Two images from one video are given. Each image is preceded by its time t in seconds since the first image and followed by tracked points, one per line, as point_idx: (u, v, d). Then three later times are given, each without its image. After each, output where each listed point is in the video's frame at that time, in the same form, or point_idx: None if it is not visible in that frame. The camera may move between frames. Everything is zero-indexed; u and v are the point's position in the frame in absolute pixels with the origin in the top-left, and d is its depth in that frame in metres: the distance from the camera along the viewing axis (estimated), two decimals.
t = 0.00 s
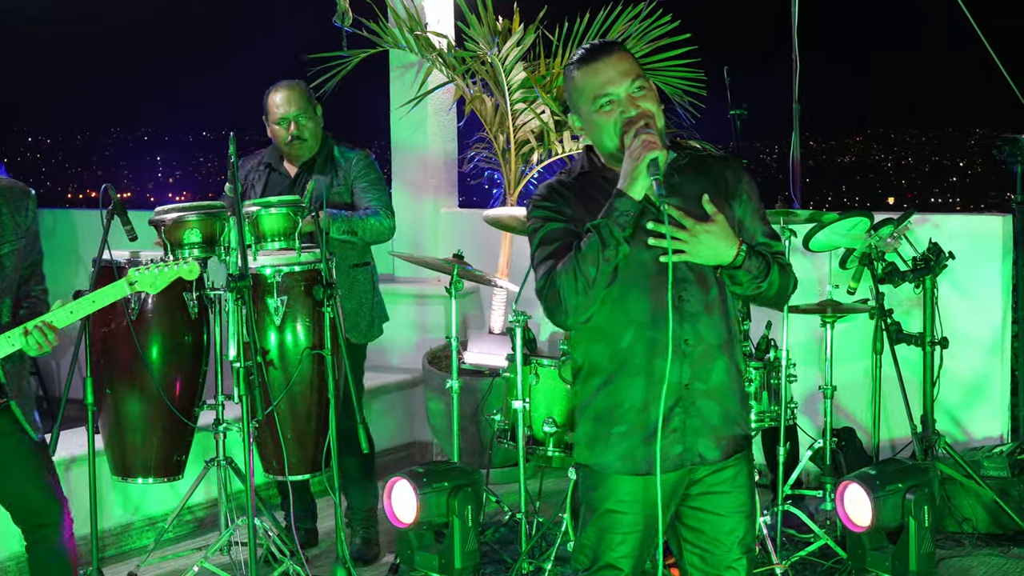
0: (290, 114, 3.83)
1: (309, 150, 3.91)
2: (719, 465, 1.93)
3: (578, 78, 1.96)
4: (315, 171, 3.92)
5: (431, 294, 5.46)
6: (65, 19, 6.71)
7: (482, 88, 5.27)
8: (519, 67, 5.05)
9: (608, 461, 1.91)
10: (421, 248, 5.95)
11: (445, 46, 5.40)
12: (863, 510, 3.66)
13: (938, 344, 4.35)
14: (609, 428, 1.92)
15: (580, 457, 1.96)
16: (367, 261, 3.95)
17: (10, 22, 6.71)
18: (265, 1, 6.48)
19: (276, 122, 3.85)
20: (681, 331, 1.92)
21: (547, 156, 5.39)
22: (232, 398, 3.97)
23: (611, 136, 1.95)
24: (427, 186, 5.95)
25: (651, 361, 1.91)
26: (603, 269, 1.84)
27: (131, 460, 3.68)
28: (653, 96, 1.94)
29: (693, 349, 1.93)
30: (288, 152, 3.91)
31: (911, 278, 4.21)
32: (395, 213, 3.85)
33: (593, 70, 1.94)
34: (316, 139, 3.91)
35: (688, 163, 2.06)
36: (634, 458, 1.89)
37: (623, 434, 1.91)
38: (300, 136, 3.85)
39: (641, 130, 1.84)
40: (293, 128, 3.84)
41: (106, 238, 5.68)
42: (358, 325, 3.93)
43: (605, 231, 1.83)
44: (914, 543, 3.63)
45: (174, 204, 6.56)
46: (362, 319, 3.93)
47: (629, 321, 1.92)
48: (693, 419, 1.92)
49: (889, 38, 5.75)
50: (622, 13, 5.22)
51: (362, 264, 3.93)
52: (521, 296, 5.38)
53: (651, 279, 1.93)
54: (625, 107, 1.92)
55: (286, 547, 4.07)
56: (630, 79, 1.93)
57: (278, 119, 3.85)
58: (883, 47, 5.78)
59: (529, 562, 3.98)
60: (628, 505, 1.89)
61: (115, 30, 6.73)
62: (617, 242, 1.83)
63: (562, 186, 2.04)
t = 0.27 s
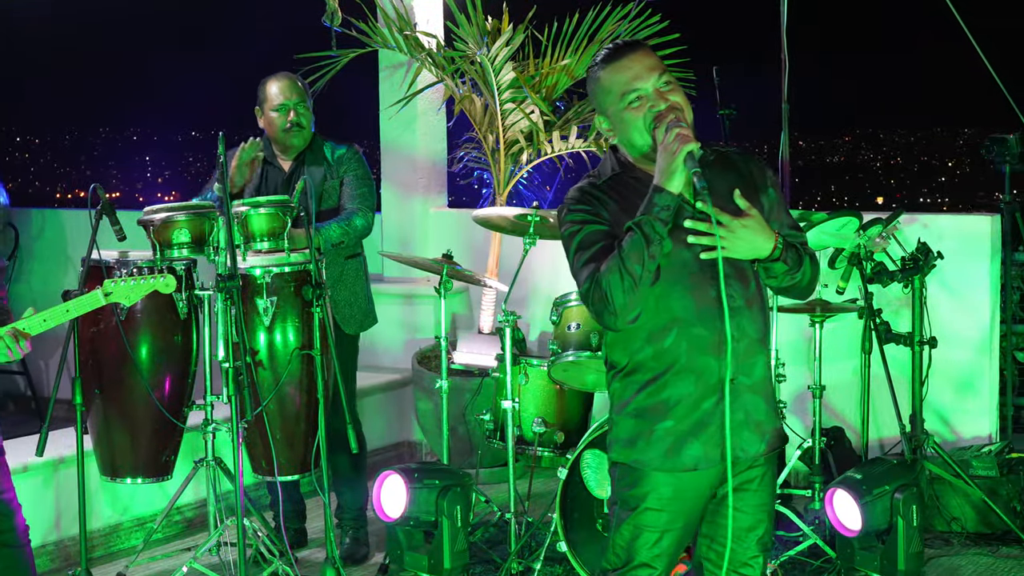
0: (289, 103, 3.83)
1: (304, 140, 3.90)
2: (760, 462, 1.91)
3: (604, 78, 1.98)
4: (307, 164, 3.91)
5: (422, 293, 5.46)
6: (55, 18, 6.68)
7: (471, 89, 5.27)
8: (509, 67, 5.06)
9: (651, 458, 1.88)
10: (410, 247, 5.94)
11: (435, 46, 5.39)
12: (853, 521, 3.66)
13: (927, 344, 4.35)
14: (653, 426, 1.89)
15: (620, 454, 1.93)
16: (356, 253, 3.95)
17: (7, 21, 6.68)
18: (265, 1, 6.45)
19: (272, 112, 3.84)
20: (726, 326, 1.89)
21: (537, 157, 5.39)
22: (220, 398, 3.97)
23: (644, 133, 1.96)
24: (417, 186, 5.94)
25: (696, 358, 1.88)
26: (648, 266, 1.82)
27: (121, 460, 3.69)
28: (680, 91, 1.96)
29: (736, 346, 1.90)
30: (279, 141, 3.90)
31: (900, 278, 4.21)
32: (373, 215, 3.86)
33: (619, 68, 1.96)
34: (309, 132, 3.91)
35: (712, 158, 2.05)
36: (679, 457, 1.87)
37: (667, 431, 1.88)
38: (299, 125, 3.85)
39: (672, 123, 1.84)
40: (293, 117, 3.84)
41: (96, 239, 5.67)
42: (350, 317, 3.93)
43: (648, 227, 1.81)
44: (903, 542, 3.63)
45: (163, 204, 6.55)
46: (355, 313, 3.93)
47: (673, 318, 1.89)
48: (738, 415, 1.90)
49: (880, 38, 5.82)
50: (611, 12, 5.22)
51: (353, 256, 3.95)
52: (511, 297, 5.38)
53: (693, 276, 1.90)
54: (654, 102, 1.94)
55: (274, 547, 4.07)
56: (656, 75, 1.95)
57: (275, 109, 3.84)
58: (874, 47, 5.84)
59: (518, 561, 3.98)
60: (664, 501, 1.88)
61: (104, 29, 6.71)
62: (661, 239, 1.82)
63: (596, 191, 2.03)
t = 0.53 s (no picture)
0: (273, 101, 3.84)
1: (289, 139, 3.90)
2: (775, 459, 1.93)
3: (628, 74, 1.98)
4: (293, 162, 3.91)
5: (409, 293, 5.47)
6: (41, 16, 6.65)
7: (459, 89, 5.27)
8: (496, 67, 5.06)
9: (670, 456, 1.89)
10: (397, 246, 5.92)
11: (422, 46, 5.39)
12: (841, 523, 3.67)
13: (914, 343, 4.36)
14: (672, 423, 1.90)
15: (638, 451, 1.94)
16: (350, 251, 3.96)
17: None
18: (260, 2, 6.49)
19: (256, 110, 3.85)
20: (746, 323, 1.90)
21: (525, 156, 5.39)
22: (207, 398, 3.96)
23: (664, 129, 1.96)
24: (405, 186, 5.93)
25: (717, 356, 1.89)
26: (671, 258, 1.83)
27: (108, 461, 3.68)
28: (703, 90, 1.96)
29: (755, 343, 1.91)
30: (264, 142, 3.90)
31: (886, 278, 4.22)
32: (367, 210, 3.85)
33: (643, 63, 1.96)
34: (294, 132, 3.91)
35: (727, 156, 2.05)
36: (697, 456, 1.88)
37: (687, 429, 1.89)
38: (282, 124, 3.85)
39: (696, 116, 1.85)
40: (276, 116, 3.85)
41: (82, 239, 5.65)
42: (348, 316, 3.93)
43: (671, 220, 1.82)
44: (889, 542, 3.64)
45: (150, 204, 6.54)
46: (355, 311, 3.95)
47: (695, 315, 1.90)
48: (754, 413, 1.91)
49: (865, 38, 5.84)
50: (599, 12, 5.22)
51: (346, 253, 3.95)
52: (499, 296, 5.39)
53: (713, 273, 1.91)
54: (677, 99, 1.94)
55: (262, 547, 4.07)
56: (680, 72, 1.95)
57: (259, 108, 3.85)
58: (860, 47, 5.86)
59: (505, 561, 3.98)
60: (683, 500, 1.89)
61: (91, 28, 6.68)
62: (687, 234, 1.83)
63: (617, 184, 2.04)
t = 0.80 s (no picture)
0: (254, 112, 3.82)
1: (271, 148, 3.90)
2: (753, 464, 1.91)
3: (648, 68, 1.92)
4: (277, 169, 3.90)
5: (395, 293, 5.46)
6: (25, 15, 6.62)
7: (444, 88, 5.26)
8: (482, 66, 5.06)
9: (639, 452, 1.90)
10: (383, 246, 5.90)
11: (408, 45, 5.39)
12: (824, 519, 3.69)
13: (899, 343, 4.37)
14: (643, 420, 1.91)
15: (615, 446, 1.95)
16: (326, 262, 3.95)
17: None
18: None
19: (238, 121, 3.83)
20: (717, 323, 1.89)
21: (510, 156, 5.39)
22: (193, 398, 3.95)
23: (667, 132, 1.94)
24: (391, 186, 5.92)
25: (687, 354, 1.89)
26: (637, 267, 1.82)
27: (93, 461, 3.67)
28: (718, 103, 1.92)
29: (729, 344, 1.89)
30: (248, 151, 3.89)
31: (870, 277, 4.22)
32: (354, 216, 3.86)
33: (669, 62, 1.90)
34: (278, 141, 3.90)
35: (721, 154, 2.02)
36: (664, 454, 1.88)
37: (656, 426, 1.89)
38: (265, 134, 3.84)
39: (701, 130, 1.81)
40: (258, 126, 3.83)
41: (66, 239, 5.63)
42: (319, 325, 3.92)
43: (645, 228, 1.81)
44: (873, 541, 3.64)
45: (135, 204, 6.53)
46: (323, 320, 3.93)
47: (665, 312, 1.90)
48: (726, 415, 1.89)
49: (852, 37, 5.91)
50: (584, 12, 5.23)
51: (320, 264, 3.93)
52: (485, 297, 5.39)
53: (686, 271, 1.91)
54: (689, 108, 1.91)
55: (247, 547, 4.06)
56: (701, 82, 1.90)
57: (241, 118, 3.83)
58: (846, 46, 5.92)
59: (491, 561, 3.98)
60: (653, 498, 1.89)
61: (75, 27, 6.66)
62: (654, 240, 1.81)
63: (607, 178, 2.04)
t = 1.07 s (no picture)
0: (252, 92, 3.85)
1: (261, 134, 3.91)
2: (706, 472, 1.85)
3: (628, 70, 1.88)
4: (267, 159, 3.91)
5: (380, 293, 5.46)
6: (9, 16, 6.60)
7: (429, 89, 5.26)
8: (466, 66, 5.06)
9: (590, 451, 1.90)
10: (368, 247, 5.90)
11: (392, 46, 5.38)
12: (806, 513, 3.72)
13: (883, 343, 4.38)
14: (594, 420, 1.90)
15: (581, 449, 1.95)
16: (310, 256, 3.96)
17: None
18: None
19: (234, 101, 3.85)
20: (662, 327, 1.86)
21: (495, 157, 5.39)
22: (177, 399, 3.94)
23: (641, 135, 1.90)
24: (376, 187, 5.92)
25: (635, 356, 1.87)
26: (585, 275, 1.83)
27: (76, 463, 3.65)
28: (694, 109, 1.88)
29: (675, 348, 1.85)
30: (237, 133, 3.89)
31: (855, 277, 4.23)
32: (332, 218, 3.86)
33: (646, 68, 1.86)
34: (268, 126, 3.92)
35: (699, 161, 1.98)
36: (612, 453, 1.87)
37: (605, 426, 1.89)
38: (261, 115, 3.87)
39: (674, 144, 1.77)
40: (255, 106, 3.86)
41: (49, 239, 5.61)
42: (303, 322, 3.92)
43: (602, 238, 1.81)
44: (858, 540, 3.65)
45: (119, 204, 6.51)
46: (309, 315, 3.93)
47: (614, 313, 1.89)
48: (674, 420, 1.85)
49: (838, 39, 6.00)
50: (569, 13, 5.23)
51: (307, 258, 3.96)
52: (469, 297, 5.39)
53: (637, 273, 1.89)
54: (664, 113, 1.86)
55: (232, 548, 4.05)
56: (678, 87, 1.85)
57: (236, 99, 3.85)
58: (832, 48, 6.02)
59: (475, 561, 3.98)
60: (607, 502, 1.87)
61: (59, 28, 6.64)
62: (607, 249, 1.81)
63: (586, 174, 2.03)
